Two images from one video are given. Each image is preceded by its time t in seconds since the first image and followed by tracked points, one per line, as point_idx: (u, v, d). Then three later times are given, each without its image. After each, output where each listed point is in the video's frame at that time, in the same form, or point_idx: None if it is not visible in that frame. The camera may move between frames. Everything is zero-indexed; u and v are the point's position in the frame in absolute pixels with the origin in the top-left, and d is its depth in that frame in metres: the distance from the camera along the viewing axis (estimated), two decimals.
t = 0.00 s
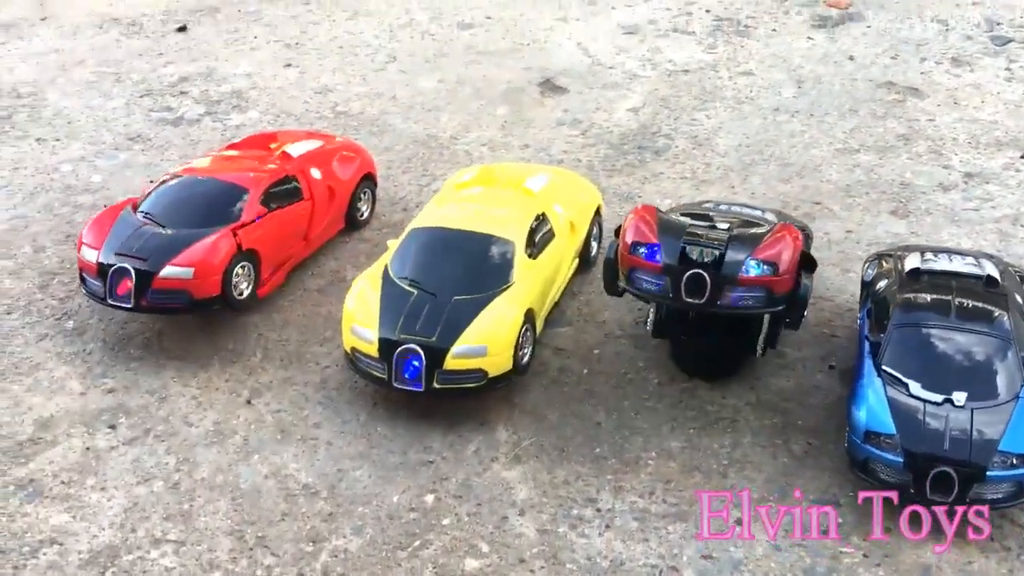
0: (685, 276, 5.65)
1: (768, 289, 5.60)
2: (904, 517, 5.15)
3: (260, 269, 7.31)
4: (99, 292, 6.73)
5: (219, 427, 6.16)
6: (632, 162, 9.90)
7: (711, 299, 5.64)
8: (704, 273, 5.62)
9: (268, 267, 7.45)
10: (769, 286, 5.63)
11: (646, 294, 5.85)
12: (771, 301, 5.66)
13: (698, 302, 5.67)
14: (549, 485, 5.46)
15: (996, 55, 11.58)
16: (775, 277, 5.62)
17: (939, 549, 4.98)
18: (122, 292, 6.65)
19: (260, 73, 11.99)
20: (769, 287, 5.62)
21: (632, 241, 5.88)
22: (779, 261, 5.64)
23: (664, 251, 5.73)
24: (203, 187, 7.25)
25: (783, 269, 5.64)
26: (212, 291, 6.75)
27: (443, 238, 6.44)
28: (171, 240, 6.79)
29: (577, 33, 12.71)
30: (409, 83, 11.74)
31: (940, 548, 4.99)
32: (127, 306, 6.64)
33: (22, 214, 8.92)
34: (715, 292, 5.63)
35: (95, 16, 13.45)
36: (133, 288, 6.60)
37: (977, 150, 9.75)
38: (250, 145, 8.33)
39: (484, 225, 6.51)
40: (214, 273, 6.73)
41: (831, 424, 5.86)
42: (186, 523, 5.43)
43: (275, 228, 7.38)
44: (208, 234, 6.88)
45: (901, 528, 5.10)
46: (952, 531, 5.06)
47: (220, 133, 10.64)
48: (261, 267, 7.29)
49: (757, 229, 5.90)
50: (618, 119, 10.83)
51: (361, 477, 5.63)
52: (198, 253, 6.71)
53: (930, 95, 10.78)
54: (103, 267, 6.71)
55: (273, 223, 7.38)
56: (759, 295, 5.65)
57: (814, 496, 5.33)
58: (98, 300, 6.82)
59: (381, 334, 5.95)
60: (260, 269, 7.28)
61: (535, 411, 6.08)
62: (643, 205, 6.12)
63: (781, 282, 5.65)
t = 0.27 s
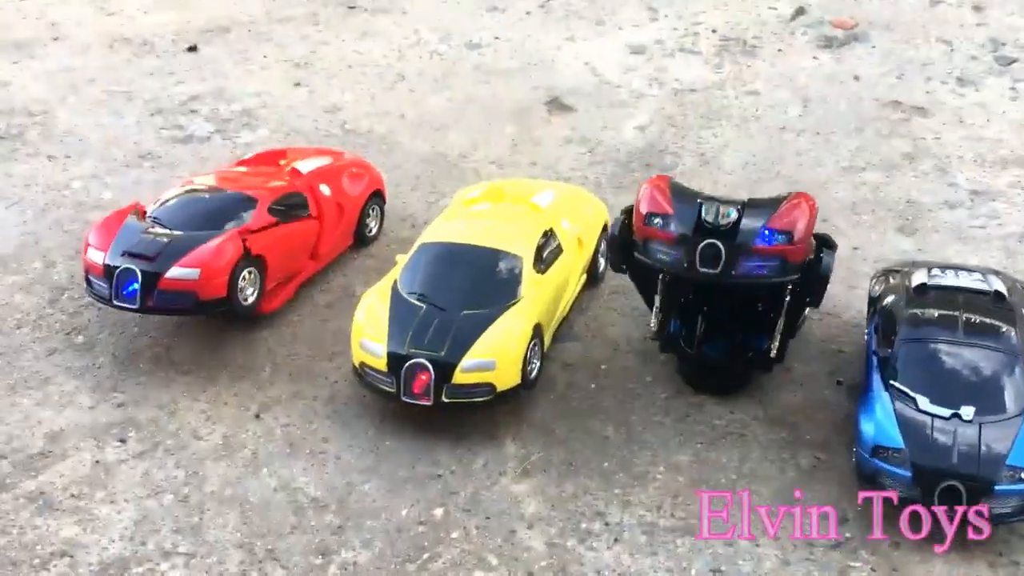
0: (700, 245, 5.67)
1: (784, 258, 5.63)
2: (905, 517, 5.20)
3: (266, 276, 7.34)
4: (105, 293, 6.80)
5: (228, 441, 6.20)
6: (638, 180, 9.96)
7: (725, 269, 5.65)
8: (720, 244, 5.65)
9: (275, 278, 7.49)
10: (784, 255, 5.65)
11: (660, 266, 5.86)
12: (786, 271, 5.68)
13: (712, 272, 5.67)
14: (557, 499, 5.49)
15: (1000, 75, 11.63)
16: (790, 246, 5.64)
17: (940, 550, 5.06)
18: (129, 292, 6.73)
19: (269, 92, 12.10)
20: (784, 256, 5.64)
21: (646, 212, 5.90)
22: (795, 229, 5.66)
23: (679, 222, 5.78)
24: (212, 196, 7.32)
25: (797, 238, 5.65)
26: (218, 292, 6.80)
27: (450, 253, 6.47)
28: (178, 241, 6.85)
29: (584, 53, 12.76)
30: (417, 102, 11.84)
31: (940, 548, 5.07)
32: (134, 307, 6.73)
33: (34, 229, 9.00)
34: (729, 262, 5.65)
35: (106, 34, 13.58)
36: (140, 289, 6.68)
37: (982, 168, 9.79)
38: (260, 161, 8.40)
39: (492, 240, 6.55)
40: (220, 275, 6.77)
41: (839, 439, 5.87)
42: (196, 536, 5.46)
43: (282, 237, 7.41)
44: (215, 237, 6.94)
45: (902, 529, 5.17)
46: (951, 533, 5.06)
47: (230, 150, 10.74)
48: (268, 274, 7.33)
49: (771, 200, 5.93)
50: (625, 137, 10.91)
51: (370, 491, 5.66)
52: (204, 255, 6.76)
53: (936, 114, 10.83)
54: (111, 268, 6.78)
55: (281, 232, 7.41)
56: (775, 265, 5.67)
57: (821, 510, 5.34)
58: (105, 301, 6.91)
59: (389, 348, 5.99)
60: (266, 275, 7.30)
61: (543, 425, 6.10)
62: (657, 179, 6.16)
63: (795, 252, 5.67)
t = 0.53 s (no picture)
0: (729, 170, 5.65)
1: (810, 185, 5.58)
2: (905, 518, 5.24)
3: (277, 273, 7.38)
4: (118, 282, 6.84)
5: (242, 444, 6.25)
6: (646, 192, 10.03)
7: (752, 194, 5.65)
8: (747, 170, 5.62)
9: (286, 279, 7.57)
10: (810, 183, 5.61)
11: (689, 190, 5.87)
12: (811, 198, 5.64)
13: (740, 198, 5.68)
14: (569, 503, 5.55)
15: (1006, 90, 11.71)
16: (817, 172, 5.57)
17: (941, 548, 5.13)
18: (141, 281, 6.76)
19: (279, 103, 12.20)
20: (810, 184, 5.60)
21: (676, 137, 5.87)
22: (823, 155, 5.57)
23: (709, 149, 5.76)
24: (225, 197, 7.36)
25: (824, 167, 5.57)
26: (230, 283, 6.81)
27: (463, 261, 6.53)
28: (191, 233, 6.87)
29: (592, 66, 12.88)
30: (426, 113, 11.93)
31: (941, 547, 5.14)
32: (146, 297, 6.76)
33: (47, 236, 9.09)
34: (757, 187, 5.64)
35: (117, 45, 13.71)
36: (152, 279, 6.71)
37: (988, 181, 9.85)
38: (273, 170, 8.47)
39: (504, 248, 6.60)
40: (232, 266, 6.79)
41: (848, 446, 5.91)
42: (210, 537, 5.51)
43: (294, 239, 7.46)
44: (228, 229, 6.96)
45: (902, 530, 5.22)
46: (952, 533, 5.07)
47: (240, 160, 10.83)
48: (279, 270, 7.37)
49: (797, 131, 5.87)
50: (633, 149, 11.00)
51: (383, 494, 5.71)
52: (216, 246, 6.78)
53: (942, 128, 10.90)
54: (123, 258, 6.82)
55: (293, 234, 7.46)
56: (801, 191, 5.63)
57: (830, 517, 5.39)
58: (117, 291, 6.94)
59: (402, 354, 6.04)
60: (277, 272, 7.33)
61: (554, 431, 6.15)
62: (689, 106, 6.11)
63: (821, 179, 5.60)
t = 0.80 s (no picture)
0: (729, 175, 5.65)
1: (811, 189, 5.59)
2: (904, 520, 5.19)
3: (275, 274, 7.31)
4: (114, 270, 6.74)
5: (239, 456, 6.24)
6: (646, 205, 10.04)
7: (753, 199, 5.65)
8: (748, 174, 5.62)
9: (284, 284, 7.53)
10: (811, 187, 5.61)
11: (689, 195, 5.87)
12: (812, 203, 5.65)
13: (741, 202, 5.68)
14: (567, 517, 5.54)
15: (1005, 104, 11.73)
16: (818, 176, 5.59)
17: (941, 547, 5.13)
18: (137, 270, 6.66)
19: (279, 114, 12.22)
20: (811, 188, 5.61)
21: (677, 141, 5.88)
22: (824, 158, 5.60)
23: (710, 152, 5.77)
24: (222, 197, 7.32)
25: (825, 170, 5.59)
26: (227, 272, 6.71)
27: (462, 272, 6.53)
28: (188, 221, 6.79)
29: (592, 78, 12.91)
30: (426, 125, 11.95)
31: (941, 546, 5.14)
32: (142, 286, 6.67)
33: (46, 246, 9.09)
34: (757, 191, 5.64)
35: (117, 55, 13.74)
36: (148, 267, 6.62)
37: (987, 196, 9.85)
38: (272, 180, 8.47)
39: (503, 260, 6.60)
40: (229, 256, 6.70)
41: (846, 461, 5.90)
42: (206, 550, 5.49)
43: (293, 244, 7.43)
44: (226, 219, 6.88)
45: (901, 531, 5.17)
46: (951, 535, 4.97)
47: (240, 171, 10.84)
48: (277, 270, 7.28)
49: (799, 133, 5.88)
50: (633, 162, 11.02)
51: (380, 507, 5.70)
52: (214, 236, 6.69)
53: (941, 142, 10.92)
54: (118, 246, 6.71)
55: (292, 237, 7.43)
56: (801, 196, 5.63)
57: (829, 532, 5.38)
58: (112, 280, 6.84)
59: (400, 365, 6.04)
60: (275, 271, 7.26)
61: (552, 444, 6.14)
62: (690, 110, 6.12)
63: (822, 183, 5.61)
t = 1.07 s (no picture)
0: (731, 172, 5.66)
1: (811, 185, 5.59)
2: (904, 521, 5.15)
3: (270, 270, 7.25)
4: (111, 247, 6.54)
5: (237, 462, 6.23)
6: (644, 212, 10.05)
7: (755, 196, 5.66)
8: (749, 171, 5.63)
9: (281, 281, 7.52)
10: (812, 183, 5.61)
11: (690, 193, 5.87)
12: (813, 199, 5.65)
13: (742, 199, 5.67)
14: (565, 524, 5.53)
15: (1003, 112, 11.76)
16: (819, 172, 5.59)
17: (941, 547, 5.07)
18: (135, 246, 6.48)
19: (278, 121, 12.23)
20: (812, 185, 5.61)
21: (678, 139, 5.89)
22: (824, 155, 5.62)
23: (711, 150, 5.78)
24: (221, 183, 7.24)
25: (825, 166, 5.60)
26: (227, 250, 6.57)
27: (460, 278, 6.53)
28: (188, 200, 6.65)
29: (591, 86, 12.93)
30: (425, 131, 11.97)
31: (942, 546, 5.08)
32: (141, 262, 6.48)
33: (44, 253, 9.08)
34: (758, 189, 5.64)
35: (117, 62, 13.76)
36: (146, 244, 6.44)
37: (985, 203, 9.87)
38: (270, 186, 8.47)
39: (501, 267, 6.60)
40: (228, 233, 6.54)
41: (845, 468, 5.90)
42: (204, 556, 5.48)
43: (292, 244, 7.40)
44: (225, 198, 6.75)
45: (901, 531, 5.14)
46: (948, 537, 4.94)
47: (238, 177, 10.85)
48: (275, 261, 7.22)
49: (798, 132, 5.91)
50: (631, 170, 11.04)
51: (378, 514, 5.69)
52: (213, 212, 6.54)
53: (939, 149, 10.93)
54: (116, 221, 6.52)
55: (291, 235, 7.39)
56: (802, 192, 5.64)
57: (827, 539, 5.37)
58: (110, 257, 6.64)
59: (399, 372, 6.04)
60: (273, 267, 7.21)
61: (551, 451, 6.13)
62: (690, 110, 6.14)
63: (823, 180, 5.63)
